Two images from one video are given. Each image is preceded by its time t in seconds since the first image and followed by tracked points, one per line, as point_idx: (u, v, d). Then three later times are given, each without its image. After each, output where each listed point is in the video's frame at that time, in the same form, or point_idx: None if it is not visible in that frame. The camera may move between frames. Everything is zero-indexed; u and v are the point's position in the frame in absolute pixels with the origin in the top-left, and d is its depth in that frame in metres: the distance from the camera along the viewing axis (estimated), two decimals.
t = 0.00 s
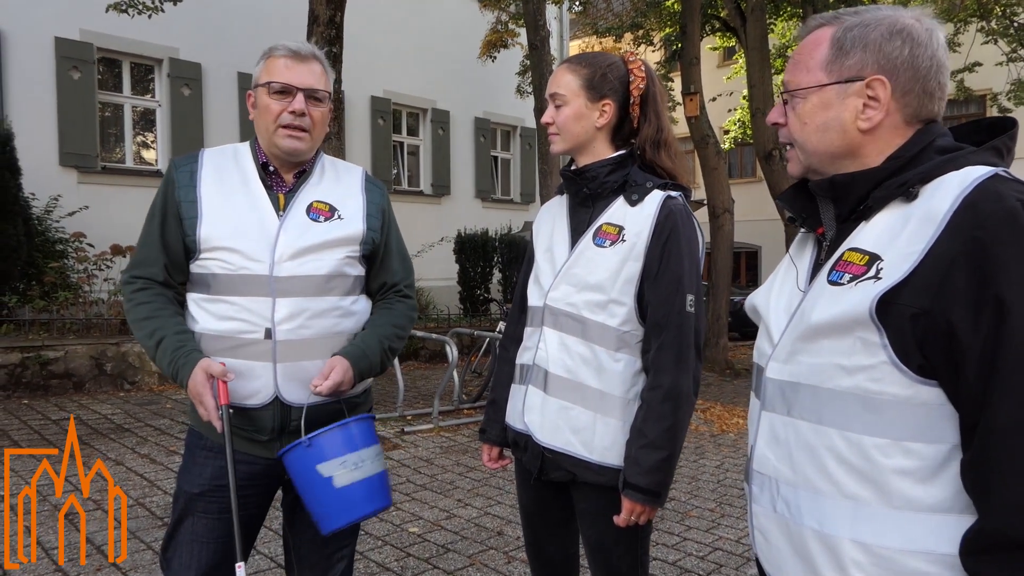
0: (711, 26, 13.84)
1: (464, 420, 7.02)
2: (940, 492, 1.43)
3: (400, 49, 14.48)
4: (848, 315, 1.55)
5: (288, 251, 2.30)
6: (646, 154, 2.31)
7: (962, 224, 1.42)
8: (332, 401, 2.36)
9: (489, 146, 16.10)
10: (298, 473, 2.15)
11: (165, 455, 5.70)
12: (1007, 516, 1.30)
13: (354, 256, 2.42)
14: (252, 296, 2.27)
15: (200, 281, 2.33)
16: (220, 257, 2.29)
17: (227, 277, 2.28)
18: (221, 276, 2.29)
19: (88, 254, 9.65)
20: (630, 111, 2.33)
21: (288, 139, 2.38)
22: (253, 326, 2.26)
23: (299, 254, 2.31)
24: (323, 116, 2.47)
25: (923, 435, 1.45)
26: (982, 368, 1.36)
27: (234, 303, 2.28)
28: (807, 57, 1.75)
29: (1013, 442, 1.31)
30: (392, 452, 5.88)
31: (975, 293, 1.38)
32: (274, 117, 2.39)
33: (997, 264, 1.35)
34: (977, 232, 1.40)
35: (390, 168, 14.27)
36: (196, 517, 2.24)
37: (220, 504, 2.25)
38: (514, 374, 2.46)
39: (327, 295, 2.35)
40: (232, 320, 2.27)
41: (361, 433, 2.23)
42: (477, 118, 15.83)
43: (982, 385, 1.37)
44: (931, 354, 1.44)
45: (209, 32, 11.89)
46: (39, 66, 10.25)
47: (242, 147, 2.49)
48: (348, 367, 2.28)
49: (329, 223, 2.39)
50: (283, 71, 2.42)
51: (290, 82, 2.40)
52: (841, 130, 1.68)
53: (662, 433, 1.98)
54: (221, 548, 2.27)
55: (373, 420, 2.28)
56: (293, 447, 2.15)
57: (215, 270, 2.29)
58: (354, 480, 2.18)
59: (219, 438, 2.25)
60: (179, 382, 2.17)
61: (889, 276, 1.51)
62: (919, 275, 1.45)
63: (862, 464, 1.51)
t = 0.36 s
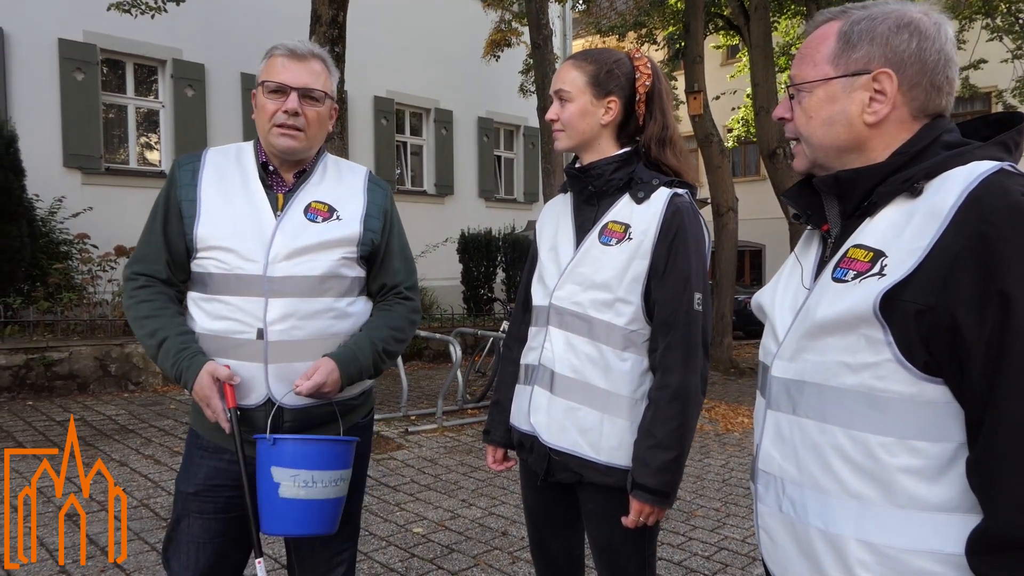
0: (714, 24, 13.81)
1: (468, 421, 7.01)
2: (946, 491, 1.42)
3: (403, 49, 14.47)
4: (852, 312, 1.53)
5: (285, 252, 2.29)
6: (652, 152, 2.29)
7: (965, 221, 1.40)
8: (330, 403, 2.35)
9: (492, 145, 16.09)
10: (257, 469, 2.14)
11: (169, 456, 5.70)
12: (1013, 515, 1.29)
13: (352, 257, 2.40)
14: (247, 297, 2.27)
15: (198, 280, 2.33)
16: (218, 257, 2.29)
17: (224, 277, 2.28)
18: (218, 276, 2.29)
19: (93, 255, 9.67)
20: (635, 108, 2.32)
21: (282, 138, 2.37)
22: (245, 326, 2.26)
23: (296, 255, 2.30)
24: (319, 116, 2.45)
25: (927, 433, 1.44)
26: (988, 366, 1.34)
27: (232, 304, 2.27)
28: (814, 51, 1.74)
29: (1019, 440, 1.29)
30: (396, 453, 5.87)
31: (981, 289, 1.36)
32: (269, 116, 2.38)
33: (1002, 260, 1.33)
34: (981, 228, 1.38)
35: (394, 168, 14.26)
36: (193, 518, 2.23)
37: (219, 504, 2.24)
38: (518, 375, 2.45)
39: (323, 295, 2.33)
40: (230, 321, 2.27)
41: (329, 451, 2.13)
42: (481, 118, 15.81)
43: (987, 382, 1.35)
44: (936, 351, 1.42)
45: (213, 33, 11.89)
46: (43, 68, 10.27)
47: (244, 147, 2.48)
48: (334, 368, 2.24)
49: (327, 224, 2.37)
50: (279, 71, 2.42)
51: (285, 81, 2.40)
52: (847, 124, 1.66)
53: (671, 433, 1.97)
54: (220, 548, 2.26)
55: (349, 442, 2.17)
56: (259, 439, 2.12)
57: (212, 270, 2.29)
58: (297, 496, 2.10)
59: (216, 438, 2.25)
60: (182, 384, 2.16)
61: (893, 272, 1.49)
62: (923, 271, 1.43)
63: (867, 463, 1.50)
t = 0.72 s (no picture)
0: (716, 26, 13.80)
1: (469, 422, 6.99)
2: (957, 496, 1.40)
3: (406, 49, 14.46)
4: (861, 315, 1.51)
5: (281, 254, 2.27)
6: (658, 152, 2.27)
7: (976, 222, 1.39)
8: (327, 406, 2.33)
9: (494, 146, 16.08)
10: (252, 474, 2.12)
11: (169, 456, 5.68)
12: None
13: (349, 258, 2.38)
14: (243, 299, 2.25)
15: (195, 281, 2.32)
16: (214, 259, 2.28)
17: (219, 280, 2.27)
18: (214, 278, 2.27)
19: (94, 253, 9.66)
20: (640, 108, 2.30)
21: (272, 135, 2.36)
22: (241, 328, 2.25)
23: (292, 256, 2.28)
24: (309, 111, 2.43)
25: (937, 438, 1.42)
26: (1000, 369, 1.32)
27: (229, 306, 2.26)
28: (822, 49, 1.72)
29: None
30: (397, 454, 5.85)
31: (992, 291, 1.34)
32: (259, 114, 2.38)
33: (1015, 262, 1.31)
34: (993, 229, 1.36)
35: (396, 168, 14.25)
36: (190, 521, 2.22)
37: (216, 507, 2.23)
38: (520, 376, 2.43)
39: (321, 296, 2.31)
40: (226, 324, 2.25)
41: (326, 455, 2.11)
42: (483, 118, 15.80)
43: (999, 386, 1.33)
44: (947, 354, 1.41)
45: (216, 32, 11.88)
46: (46, 67, 10.27)
47: (242, 147, 2.47)
48: (329, 371, 2.23)
49: (324, 224, 2.36)
50: (267, 68, 2.41)
51: (273, 78, 2.39)
52: (855, 123, 1.65)
53: (677, 437, 1.95)
54: (218, 551, 2.24)
55: (345, 444, 2.16)
56: (253, 444, 2.11)
57: (208, 273, 2.28)
58: (293, 501, 2.09)
59: (213, 441, 2.24)
60: (179, 387, 2.15)
61: (902, 274, 1.47)
62: (934, 274, 1.42)
63: (876, 468, 1.48)
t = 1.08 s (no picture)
0: (715, 28, 13.80)
1: (469, 426, 6.97)
2: (970, 500, 1.39)
3: (404, 53, 14.46)
4: (870, 316, 1.50)
5: (280, 256, 2.26)
6: (658, 152, 2.26)
7: (988, 221, 1.38)
8: (326, 411, 2.32)
9: (494, 149, 16.08)
10: (251, 478, 2.11)
11: (169, 462, 5.67)
12: None
13: (348, 260, 2.37)
14: (242, 302, 2.24)
15: (193, 287, 2.31)
16: (212, 262, 2.27)
17: (217, 284, 2.25)
18: (211, 282, 2.26)
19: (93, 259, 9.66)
20: (640, 108, 2.29)
21: (276, 137, 2.35)
22: (241, 332, 2.23)
23: (291, 259, 2.27)
24: (315, 117, 2.44)
25: (948, 441, 1.40)
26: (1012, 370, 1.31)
27: (227, 310, 2.25)
28: (829, 45, 1.71)
29: None
30: (398, 459, 5.84)
31: (1005, 292, 1.33)
32: (265, 114, 2.37)
33: None
34: (1004, 229, 1.35)
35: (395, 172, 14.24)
36: (188, 528, 2.20)
37: (215, 513, 2.22)
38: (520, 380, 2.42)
39: (322, 299, 2.30)
40: (225, 328, 2.24)
41: (325, 459, 2.10)
42: (482, 122, 15.81)
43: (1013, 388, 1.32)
44: (958, 355, 1.39)
45: (214, 38, 11.88)
46: (45, 73, 10.27)
47: (239, 150, 2.46)
48: (328, 374, 2.21)
49: (322, 226, 2.35)
50: (279, 69, 2.41)
51: (283, 80, 2.39)
52: (862, 118, 1.64)
53: (679, 441, 1.94)
54: (217, 558, 2.23)
55: (344, 449, 2.14)
56: (252, 448, 2.09)
57: (206, 276, 2.27)
58: (291, 506, 2.07)
59: (212, 446, 2.23)
60: (177, 392, 2.14)
61: (912, 274, 1.46)
62: (944, 274, 1.41)
63: (888, 472, 1.47)
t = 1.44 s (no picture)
0: (714, 33, 13.82)
1: (470, 429, 6.97)
2: (980, 506, 1.39)
3: (405, 56, 14.48)
4: (879, 321, 1.49)
5: (286, 259, 2.26)
6: (659, 156, 2.26)
7: (1000, 225, 1.38)
8: (330, 413, 2.32)
9: (494, 152, 16.09)
10: (266, 482, 2.10)
11: (168, 466, 5.66)
12: None
13: (352, 264, 2.38)
14: (247, 305, 2.23)
15: (196, 290, 2.30)
16: (217, 266, 2.26)
17: (222, 287, 2.25)
18: (216, 285, 2.25)
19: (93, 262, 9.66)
20: (641, 112, 2.29)
21: (292, 141, 2.36)
22: (247, 335, 2.22)
23: (296, 262, 2.28)
24: (325, 122, 2.47)
25: (959, 447, 1.40)
26: None
27: (231, 313, 2.24)
28: (837, 46, 1.72)
29: None
30: (397, 463, 5.82)
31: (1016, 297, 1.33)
32: (280, 118, 2.37)
33: None
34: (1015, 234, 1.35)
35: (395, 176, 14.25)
36: (191, 533, 2.20)
37: (217, 518, 2.21)
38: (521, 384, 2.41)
39: (327, 302, 2.31)
40: (228, 332, 2.23)
41: (342, 464, 2.11)
42: (482, 125, 15.82)
43: None
44: (968, 361, 1.39)
45: (216, 41, 11.90)
46: (47, 76, 10.29)
47: (240, 153, 2.45)
48: (338, 378, 2.22)
49: (327, 230, 2.35)
50: (290, 73, 2.42)
51: (297, 85, 2.40)
52: (869, 119, 1.64)
53: (680, 446, 1.94)
54: (219, 563, 2.22)
55: (359, 454, 2.16)
56: (268, 453, 2.09)
57: (211, 280, 2.26)
58: (310, 510, 2.08)
59: (216, 451, 2.22)
60: (182, 397, 2.13)
61: (922, 279, 1.45)
62: (954, 279, 1.40)
63: (897, 478, 1.46)
